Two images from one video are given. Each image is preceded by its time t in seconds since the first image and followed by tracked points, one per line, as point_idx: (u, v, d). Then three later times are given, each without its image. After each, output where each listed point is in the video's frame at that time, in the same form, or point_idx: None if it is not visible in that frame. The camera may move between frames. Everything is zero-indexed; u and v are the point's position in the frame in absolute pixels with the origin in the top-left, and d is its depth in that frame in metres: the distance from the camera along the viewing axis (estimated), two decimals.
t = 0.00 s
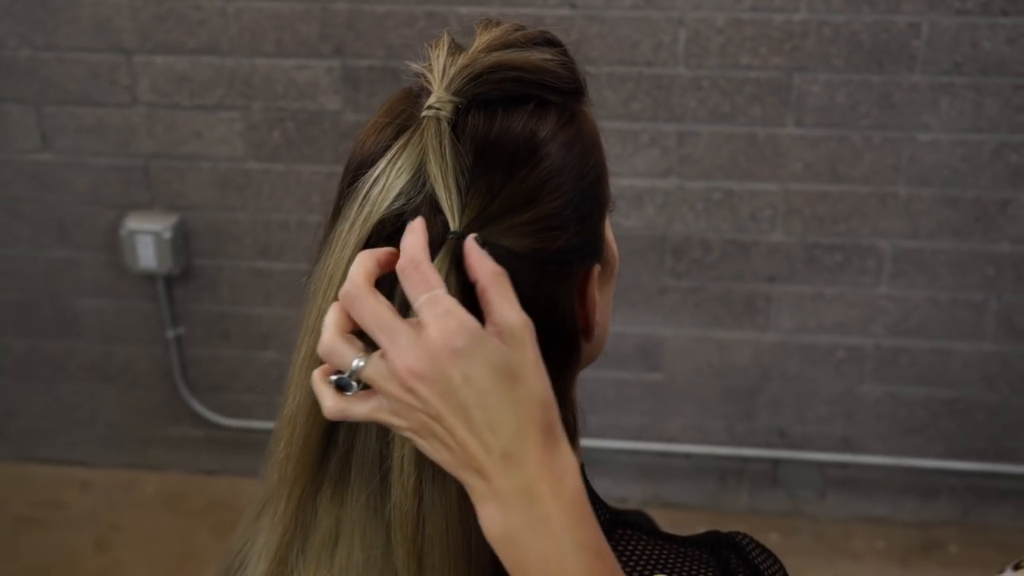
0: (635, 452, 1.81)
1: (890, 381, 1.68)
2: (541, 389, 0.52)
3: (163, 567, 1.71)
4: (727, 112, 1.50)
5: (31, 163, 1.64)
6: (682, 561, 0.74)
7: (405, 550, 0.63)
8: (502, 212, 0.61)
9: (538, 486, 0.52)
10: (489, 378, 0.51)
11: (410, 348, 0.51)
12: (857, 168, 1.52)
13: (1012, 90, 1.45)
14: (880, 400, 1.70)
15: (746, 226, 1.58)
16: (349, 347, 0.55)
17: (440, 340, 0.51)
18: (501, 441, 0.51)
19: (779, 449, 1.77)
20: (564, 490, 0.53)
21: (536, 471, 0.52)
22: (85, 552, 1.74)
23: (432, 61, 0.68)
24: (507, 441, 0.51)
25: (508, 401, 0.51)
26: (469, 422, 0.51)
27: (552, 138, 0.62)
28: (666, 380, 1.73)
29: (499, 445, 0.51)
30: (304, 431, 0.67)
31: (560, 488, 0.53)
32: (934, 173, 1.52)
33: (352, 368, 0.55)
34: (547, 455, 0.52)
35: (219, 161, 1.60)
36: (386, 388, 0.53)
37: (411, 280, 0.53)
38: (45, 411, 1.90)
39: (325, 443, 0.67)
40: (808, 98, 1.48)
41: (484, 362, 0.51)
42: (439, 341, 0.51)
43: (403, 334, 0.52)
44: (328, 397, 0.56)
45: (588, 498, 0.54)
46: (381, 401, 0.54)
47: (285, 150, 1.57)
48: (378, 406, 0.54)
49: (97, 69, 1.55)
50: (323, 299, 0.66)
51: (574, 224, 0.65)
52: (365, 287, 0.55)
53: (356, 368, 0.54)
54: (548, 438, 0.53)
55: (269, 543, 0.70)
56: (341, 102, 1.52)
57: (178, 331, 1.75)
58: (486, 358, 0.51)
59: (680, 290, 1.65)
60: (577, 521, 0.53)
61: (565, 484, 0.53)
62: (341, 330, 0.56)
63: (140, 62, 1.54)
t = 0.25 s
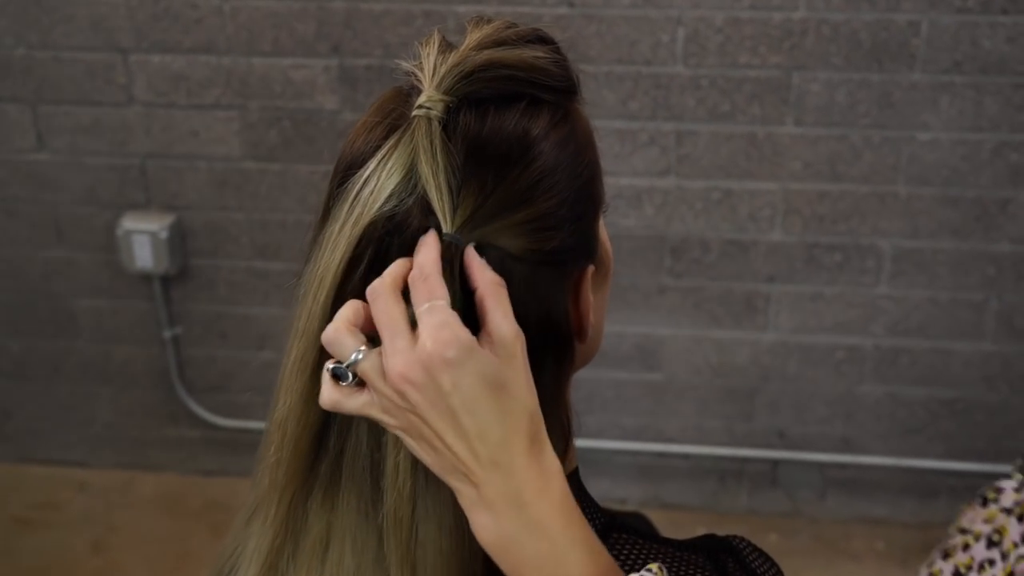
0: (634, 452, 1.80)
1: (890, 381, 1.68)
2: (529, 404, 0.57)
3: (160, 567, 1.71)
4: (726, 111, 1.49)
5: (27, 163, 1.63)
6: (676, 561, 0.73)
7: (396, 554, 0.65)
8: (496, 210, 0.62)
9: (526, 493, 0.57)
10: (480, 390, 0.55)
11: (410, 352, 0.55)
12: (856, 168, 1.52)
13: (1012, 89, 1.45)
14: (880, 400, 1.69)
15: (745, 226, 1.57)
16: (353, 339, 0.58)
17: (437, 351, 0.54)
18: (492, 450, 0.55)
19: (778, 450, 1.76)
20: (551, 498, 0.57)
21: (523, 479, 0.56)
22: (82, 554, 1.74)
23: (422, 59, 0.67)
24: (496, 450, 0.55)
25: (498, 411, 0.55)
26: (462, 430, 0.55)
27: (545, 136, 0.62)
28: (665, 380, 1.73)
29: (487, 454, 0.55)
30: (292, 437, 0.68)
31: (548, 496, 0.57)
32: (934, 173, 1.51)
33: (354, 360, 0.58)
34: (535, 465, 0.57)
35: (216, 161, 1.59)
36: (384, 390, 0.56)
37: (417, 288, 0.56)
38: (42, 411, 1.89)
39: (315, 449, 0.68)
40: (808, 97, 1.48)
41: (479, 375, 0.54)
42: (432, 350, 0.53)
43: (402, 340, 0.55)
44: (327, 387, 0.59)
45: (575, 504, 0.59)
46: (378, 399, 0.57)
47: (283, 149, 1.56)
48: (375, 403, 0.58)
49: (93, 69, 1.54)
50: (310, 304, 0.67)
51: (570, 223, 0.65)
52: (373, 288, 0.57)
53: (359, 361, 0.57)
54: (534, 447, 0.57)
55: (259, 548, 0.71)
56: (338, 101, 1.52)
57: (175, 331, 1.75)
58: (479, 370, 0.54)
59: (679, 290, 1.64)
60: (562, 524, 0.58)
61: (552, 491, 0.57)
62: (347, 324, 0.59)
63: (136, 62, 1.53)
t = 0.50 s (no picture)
0: (634, 454, 1.81)
1: (890, 382, 1.67)
2: (540, 392, 0.65)
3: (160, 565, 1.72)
4: (726, 111, 1.49)
5: (25, 163, 1.63)
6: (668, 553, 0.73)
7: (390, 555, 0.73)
8: (490, 204, 0.66)
9: (552, 475, 0.64)
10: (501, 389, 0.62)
11: (435, 361, 0.60)
12: (857, 168, 1.51)
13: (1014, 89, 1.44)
14: (881, 402, 1.69)
15: (745, 227, 1.57)
16: (371, 345, 0.62)
17: (460, 361, 0.60)
18: (516, 442, 0.63)
19: (778, 451, 1.77)
20: (574, 475, 0.65)
21: (546, 461, 0.64)
22: (81, 557, 1.74)
23: (418, 59, 0.70)
24: (520, 442, 0.63)
25: (516, 404, 0.63)
26: (487, 427, 0.63)
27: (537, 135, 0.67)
28: (665, 381, 1.73)
29: (516, 442, 0.63)
30: (289, 442, 0.74)
31: (570, 473, 0.65)
32: (935, 174, 1.51)
33: (371, 366, 0.62)
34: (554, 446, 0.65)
35: (215, 162, 1.58)
36: (405, 394, 0.62)
37: (427, 293, 0.61)
38: (41, 412, 1.89)
39: (310, 453, 0.75)
40: (808, 97, 1.47)
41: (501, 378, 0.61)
42: (457, 362, 0.60)
43: (424, 350, 0.61)
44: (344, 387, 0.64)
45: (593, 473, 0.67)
46: (399, 400, 0.63)
47: (282, 150, 1.56)
48: (396, 402, 0.63)
49: (92, 69, 1.54)
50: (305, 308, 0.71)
51: (563, 216, 0.70)
52: (386, 295, 0.62)
53: (377, 367, 0.62)
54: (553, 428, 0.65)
55: (257, 550, 0.78)
56: (338, 101, 1.51)
57: (174, 332, 1.74)
58: (501, 372, 0.62)
59: (680, 290, 1.64)
60: (590, 495, 0.66)
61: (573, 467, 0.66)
62: (364, 326, 0.63)
63: (135, 62, 1.52)
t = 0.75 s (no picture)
0: (634, 454, 1.82)
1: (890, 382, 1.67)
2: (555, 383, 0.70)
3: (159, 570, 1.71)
4: (726, 112, 1.48)
5: (24, 164, 1.62)
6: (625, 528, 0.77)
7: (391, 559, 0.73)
8: (483, 203, 0.65)
9: (577, 459, 0.72)
10: (531, 385, 0.65)
11: (473, 369, 0.62)
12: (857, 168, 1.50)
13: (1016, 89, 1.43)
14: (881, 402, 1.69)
15: (745, 227, 1.56)
16: (404, 360, 0.61)
17: (498, 363, 0.62)
18: (545, 434, 0.68)
19: (778, 452, 1.77)
20: (594, 458, 0.73)
21: (569, 449, 0.71)
22: (80, 557, 1.74)
23: (409, 59, 0.70)
24: (548, 434, 0.69)
25: (541, 399, 0.67)
26: (518, 425, 0.66)
27: (530, 134, 0.67)
28: (665, 381, 1.73)
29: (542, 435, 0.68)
30: (283, 448, 0.75)
31: (587, 453, 0.73)
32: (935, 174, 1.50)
33: (406, 379, 0.62)
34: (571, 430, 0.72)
35: (214, 162, 1.58)
36: (438, 402, 0.63)
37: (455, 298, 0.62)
38: (40, 413, 1.88)
39: (304, 460, 0.75)
40: (809, 97, 1.46)
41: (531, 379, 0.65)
42: (499, 363, 0.62)
43: (460, 357, 0.62)
44: (372, 402, 0.62)
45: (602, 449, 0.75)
46: (429, 409, 0.64)
47: (281, 150, 1.55)
48: (424, 411, 0.64)
49: (90, 69, 1.52)
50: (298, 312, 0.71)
51: (556, 217, 0.69)
52: (410, 304, 0.62)
53: (412, 379, 0.62)
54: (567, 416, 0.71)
55: (253, 552, 0.79)
56: (337, 101, 1.51)
57: (173, 333, 1.74)
58: (530, 373, 0.65)
59: (680, 290, 1.64)
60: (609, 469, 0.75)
61: (588, 447, 0.73)
62: (392, 336, 0.62)
63: (133, 62, 1.51)
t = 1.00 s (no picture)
0: (636, 456, 1.82)
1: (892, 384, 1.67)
2: (554, 382, 0.69)
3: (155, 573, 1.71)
4: (728, 112, 1.48)
5: (22, 164, 1.61)
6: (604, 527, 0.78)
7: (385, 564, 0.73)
8: (479, 202, 0.65)
9: (579, 460, 0.72)
10: (531, 384, 0.65)
11: (474, 368, 0.62)
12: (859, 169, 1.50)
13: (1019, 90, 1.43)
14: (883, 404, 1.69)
15: (747, 228, 1.56)
16: (404, 361, 0.60)
17: (500, 360, 0.62)
18: (546, 434, 0.68)
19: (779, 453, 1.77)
20: (595, 458, 0.73)
21: (569, 449, 0.71)
22: (78, 558, 1.74)
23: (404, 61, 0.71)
24: (549, 434, 0.68)
25: (541, 398, 0.66)
26: (519, 425, 0.66)
27: (524, 134, 0.67)
28: (666, 382, 1.73)
29: (542, 433, 0.68)
30: (276, 454, 0.75)
31: (587, 453, 0.72)
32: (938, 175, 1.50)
33: (406, 380, 0.61)
34: (571, 430, 0.71)
35: (213, 162, 1.57)
36: (440, 403, 0.62)
37: (455, 298, 0.62)
38: (39, 415, 1.87)
39: (297, 465, 0.76)
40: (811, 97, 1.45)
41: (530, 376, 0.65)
42: (501, 361, 0.62)
43: (461, 357, 0.62)
44: (372, 406, 0.61)
45: (602, 450, 0.75)
46: (430, 410, 0.63)
47: (280, 150, 1.55)
48: (424, 411, 0.63)
49: (89, 69, 1.52)
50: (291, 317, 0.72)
51: (554, 216, 0.69)
52: (409, 305, 0.61)
53: (413, 380, 0.61)
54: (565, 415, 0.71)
55: (249, 550, 0.81)
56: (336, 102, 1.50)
57: (172, 334, 1.73)
58: (529, 371, 0.65)
59: (681, 292, 1.63)
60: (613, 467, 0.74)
61: (588, 446, 0.73)
62: (392, 335, 0.60)
63: (132, 62, 1.50)
